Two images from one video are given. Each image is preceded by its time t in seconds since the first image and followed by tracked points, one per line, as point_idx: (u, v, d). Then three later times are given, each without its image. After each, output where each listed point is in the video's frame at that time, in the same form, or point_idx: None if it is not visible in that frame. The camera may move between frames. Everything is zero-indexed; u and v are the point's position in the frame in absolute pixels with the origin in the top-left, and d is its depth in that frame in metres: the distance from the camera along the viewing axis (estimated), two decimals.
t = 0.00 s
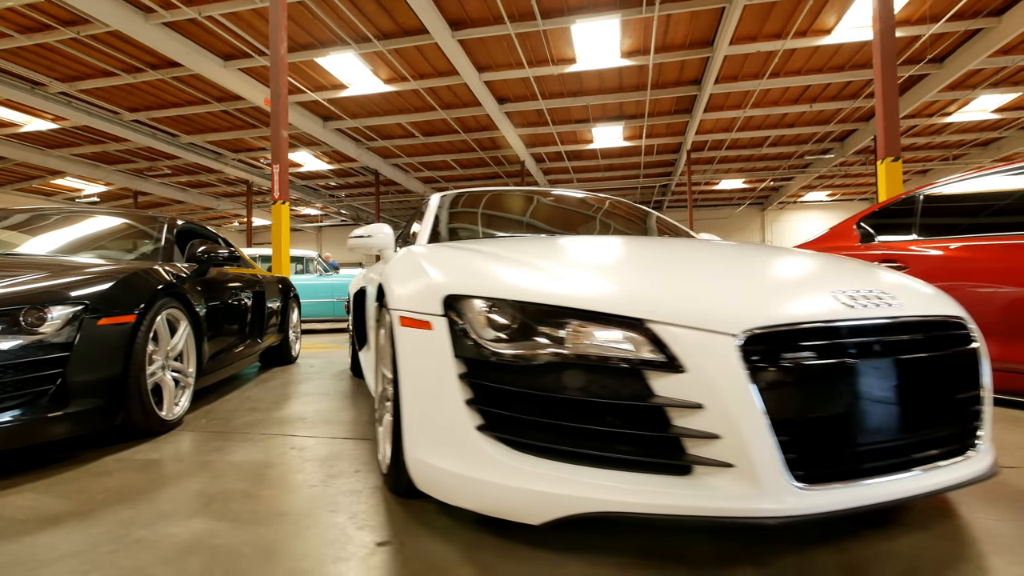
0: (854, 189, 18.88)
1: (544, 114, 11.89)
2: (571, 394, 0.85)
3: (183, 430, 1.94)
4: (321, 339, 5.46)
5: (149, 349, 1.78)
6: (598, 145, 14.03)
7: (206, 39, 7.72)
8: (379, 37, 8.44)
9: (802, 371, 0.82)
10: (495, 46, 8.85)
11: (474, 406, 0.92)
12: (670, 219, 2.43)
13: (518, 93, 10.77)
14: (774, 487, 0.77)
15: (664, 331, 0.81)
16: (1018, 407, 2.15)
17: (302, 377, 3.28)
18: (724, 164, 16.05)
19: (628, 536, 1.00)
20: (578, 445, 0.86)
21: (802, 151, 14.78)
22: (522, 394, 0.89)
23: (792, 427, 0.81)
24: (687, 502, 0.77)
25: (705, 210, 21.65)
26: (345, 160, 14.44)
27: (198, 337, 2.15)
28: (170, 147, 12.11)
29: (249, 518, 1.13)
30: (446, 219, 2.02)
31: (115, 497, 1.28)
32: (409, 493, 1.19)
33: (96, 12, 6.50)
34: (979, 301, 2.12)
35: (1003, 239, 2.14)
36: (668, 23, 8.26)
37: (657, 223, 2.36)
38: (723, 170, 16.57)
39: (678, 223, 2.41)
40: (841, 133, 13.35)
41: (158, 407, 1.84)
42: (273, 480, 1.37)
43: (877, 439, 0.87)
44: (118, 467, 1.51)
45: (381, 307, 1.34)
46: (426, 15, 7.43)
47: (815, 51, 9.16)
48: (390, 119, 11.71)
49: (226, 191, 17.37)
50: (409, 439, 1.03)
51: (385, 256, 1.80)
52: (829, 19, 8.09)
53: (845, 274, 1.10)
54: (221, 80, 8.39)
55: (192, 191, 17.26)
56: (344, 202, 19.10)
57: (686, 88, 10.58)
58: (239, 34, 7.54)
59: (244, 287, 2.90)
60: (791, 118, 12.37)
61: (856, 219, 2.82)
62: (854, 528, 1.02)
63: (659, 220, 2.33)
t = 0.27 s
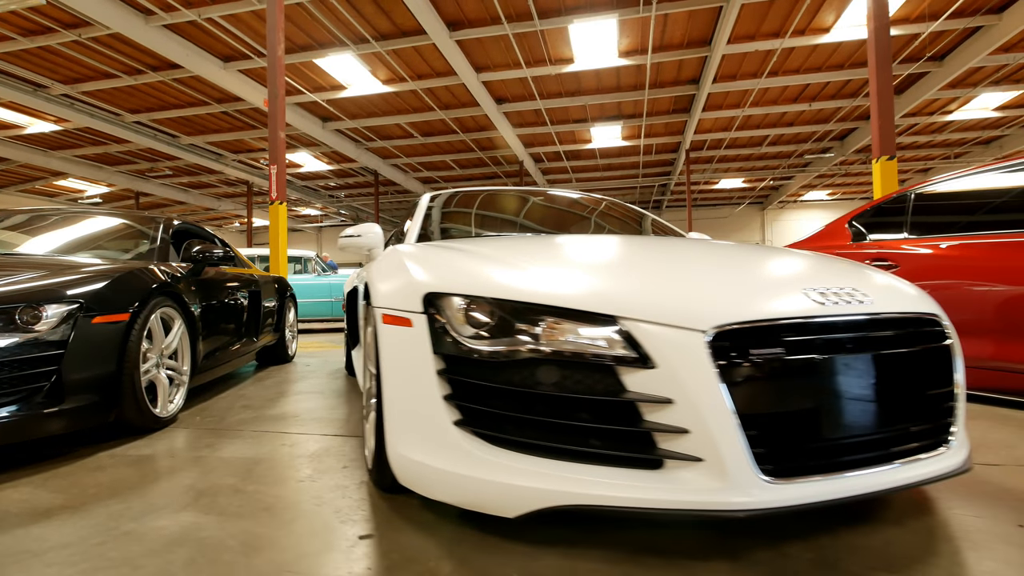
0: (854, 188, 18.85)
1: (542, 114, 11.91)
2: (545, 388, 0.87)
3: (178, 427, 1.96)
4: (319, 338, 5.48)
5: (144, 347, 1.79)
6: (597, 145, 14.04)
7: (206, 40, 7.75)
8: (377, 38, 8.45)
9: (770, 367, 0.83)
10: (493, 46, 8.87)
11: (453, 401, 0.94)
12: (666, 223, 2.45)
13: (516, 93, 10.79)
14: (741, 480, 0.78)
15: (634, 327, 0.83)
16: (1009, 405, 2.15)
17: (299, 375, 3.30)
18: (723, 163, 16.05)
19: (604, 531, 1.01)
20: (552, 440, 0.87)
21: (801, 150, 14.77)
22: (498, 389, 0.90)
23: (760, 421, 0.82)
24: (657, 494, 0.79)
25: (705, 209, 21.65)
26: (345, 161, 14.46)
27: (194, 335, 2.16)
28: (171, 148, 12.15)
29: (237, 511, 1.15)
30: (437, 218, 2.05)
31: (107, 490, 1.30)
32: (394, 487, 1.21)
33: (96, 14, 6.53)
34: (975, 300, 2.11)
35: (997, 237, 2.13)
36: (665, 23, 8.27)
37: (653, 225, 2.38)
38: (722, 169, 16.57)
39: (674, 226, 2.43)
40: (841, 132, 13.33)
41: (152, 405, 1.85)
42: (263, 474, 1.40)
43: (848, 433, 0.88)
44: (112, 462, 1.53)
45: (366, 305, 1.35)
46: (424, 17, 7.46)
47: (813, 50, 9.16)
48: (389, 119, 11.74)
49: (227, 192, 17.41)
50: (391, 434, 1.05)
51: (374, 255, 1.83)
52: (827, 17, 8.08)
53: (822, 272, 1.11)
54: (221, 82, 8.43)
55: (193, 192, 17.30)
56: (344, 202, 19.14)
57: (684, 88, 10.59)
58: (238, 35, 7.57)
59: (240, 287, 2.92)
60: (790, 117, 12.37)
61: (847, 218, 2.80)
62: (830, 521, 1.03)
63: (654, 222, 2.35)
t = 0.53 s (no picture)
0: (856, 188, 18.79)
1: (543, 114, 11.92)
2: (523, 385, 0.88)
3: (174, 424, 1.98)
4: (319, 338, 5.51)
5: (140, 346, 1.81)
6: (597, 145, 14.05)
7: (207, 42, 7.80)
8: (377, 39, 8.48)
9: (742, 365, 0.85)
10: (493, 47, 8.90)
11: (435, 399, 0.96)
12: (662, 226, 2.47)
13: (516, 93, 10.81)
14: (713, 475, 0.80)
15: (607, 325, 0.85)
16: (1001, 404, 2.15)
17: (296, 374, 3.32)
18: (725, 163, 16.03)
19: (583, 527, 1.02)
20: (530, 436, 0.89)
21: (802, 150, 14.75)
22: (476, 386, 0.92)
23: (732, 417, 0.84)
24: (630, 490, 0.80)
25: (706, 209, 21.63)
26: (346, 161, 14.51)
27: (190, 335, 2.19)
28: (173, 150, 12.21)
29: (226, 505, 1.17)
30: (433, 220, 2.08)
31: (100, 485, 1.32)
32: (382, 484, 1.23)
33: (98, 16, 6.58)
34: (972, 301, 2.10)
35: (992, 237, 2.12)
36: (665, 23, 8.27)
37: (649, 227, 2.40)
38: (723, 169, 16.54)
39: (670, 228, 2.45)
40: (842, 131, 13.30)
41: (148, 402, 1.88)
42: (253, 470, 1.42)
43: (822, 430, 0.89)
44: (107, 458, 1.55)
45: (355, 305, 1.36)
46: (423, 17, 7.48)
47: (814, 50, 9.15)
48: (390, 120, 11.77)
49: (230, 192, 17.49)
50: (376, 431, 1.07)
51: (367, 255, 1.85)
52: (828, 16, 8.07)
53: (803, 272, 1.12)
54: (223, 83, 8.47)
55: (196, 193, 17.38)
56: (346, 202, 19.19)
57: (685, 87, 10.59)
58: (240, 37, 7.60)
59: (238, 286, 2.95)
60: (792, 116, 12.34)
61: (841, 217, 2.76)
62: (808, 518, 1.04)
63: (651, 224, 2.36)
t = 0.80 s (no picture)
0: (859, 187, 18.72)
1: (544, 114, 11.93)
2: (503, 384, 0.90)
3: (171, 423, 2.00)
4: (319, 338, 5.54)
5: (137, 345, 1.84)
6: (599, 145, 14.06)
7: (209, 43, 7.83)
8: (377, 39, 8.50)
9: (720, 364, 0.86)
10: (493, 47, 8.92)
11: (419, 397, 0.98)
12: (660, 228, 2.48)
13: (517, 93, 10.82)
14: (690, 472, 0.81)
15: (587, 326, 0.86)
16: (994, 404, 2.15)
17: (294, 374, 3.34)
18: (726, 162, 16.00)
19: (565, 525, 1.03)
20: (512, 434, 0.90)
21: (804, 149, 14.71)
22: (459, 385, 0.94)
23: (707, 416, 0.86)
24: (608, 487, 0.82)
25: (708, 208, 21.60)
26: (348, 162, 14.55)
27: (187, 334, 2.21)
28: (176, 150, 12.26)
29: (218, 502, 1.19)
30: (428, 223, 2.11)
31: (95, 483, 1.34)
32: (371, 482, 1.25)
33: (101, 18, 6.63)
34: (969, 301, 2.08)
35: (989, 237, 2.11)
36: (666, 22, 8.26)
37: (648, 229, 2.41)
38: (725, 168, 16.51)
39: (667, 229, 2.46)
40: (844, 130, 13.26)
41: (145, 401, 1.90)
42: (245, 467, 1.44)
43: (804, 428, 0.91)
44: (104, 456, 1.57)
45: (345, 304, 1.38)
46: (423, 18, 7.49)
47: (815, 49, 9.14)
48: (391, 120, 11.79)
49: (232, 192, 17.56)
50: (363, 428, 1.08)
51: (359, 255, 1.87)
52: (829, 15, 8.05)
53: (785, 273, 1.13)
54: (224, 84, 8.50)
55: (199, 193, 17.45)
56: (348, 202, 19.23)
57: (686, 87, 10.58)
58: (241, 38, 7.64)
59: (236, 286, 2.97)
60: (794, 115, 12.31)
61: (836, 217, 2.74)
62: (789, 516, 1.05)
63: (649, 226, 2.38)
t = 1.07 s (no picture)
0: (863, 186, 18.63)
1: (546, 114, 11.94)
2: (485, 384, 0.91)
3: (168, 422, 2.02)
4: (320, 338, 5.56)
5: (133, 346, 1.85)
6: (601, 144, 14.05)
7: (212, 44, 7.88)
8: (379, 40, 8.52)
9: (699, 364, 0.87)
10: (495, 47, 8.93)
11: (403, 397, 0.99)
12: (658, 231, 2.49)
13: (519, 93, 10.82)
14: (668, 472, 0.82)
15: (566, 327, 0.87)
16: (991, 405, 2.14)
17: (293, 374, 3.36)
18: (729, 162, 15.95)
19: (549, 524, 1.03)
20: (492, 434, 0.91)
21: (807, 149, 14.65)
22: (444, 385, 0.95)
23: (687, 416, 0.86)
24: (587, 486, 0.83)
25: (711, 208, 21.55)
26: (350, 162, 14.59)
27: (185, 334, 2.23)
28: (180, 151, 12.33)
29: (209, 500, 1.20)
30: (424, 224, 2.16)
31: (89, 481, 1.36)
32: (360, 481, 1.26)
33: (105, 21, 6.68)
34: (966, 301, 2.07)
35: (986, 237, 2.10)
36: (667, 22, 8.25)
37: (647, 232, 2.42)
38: (728, 168, 16.46)
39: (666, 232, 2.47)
40: (848, 129, 13.20)
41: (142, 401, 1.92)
42: (237, 466, 1.45)
43: (790, 428, 0.92)
44: (100, 455, 1.59)
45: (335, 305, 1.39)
46: (424, 18, 7.51)
47: (817, 48, 9.11)
48: (393, 120, 11.82)
49: (236, 193, 17.64)
50: (349, 428, 1.09)
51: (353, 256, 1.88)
52: (832, 14, 8.03)
53: (769, 274, 1.14)
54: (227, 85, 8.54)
55: (203, 194, 17.54)
56: (350, 202, 19.28)
57: (687, 86, 10.57)
58: (244, 39, 7.68)
59: (235, 287, 2.99)
60: (796, 115, 12.26)
61: (832, 217, 2.73)
62: (772, 516, 1.06)
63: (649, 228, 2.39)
